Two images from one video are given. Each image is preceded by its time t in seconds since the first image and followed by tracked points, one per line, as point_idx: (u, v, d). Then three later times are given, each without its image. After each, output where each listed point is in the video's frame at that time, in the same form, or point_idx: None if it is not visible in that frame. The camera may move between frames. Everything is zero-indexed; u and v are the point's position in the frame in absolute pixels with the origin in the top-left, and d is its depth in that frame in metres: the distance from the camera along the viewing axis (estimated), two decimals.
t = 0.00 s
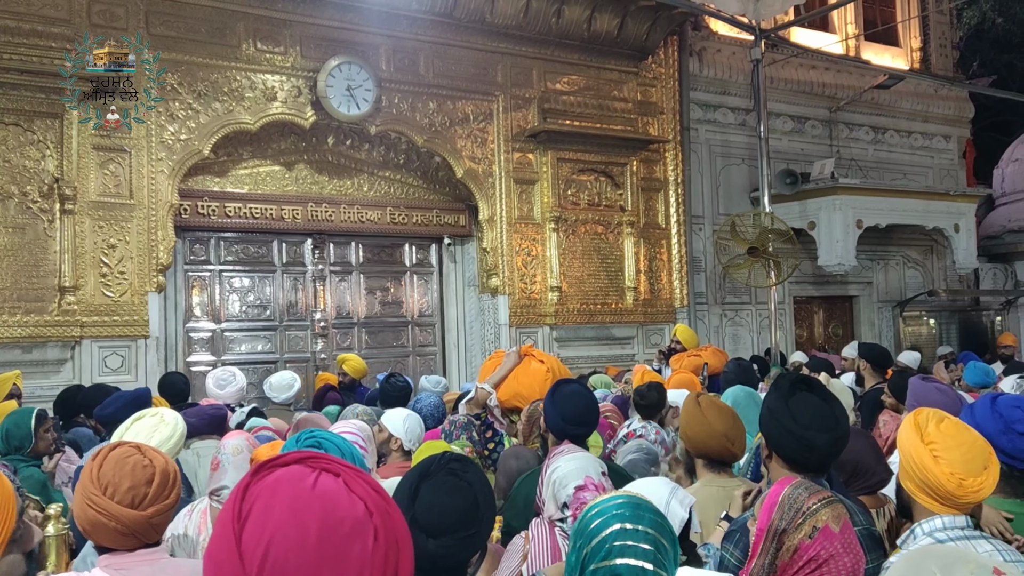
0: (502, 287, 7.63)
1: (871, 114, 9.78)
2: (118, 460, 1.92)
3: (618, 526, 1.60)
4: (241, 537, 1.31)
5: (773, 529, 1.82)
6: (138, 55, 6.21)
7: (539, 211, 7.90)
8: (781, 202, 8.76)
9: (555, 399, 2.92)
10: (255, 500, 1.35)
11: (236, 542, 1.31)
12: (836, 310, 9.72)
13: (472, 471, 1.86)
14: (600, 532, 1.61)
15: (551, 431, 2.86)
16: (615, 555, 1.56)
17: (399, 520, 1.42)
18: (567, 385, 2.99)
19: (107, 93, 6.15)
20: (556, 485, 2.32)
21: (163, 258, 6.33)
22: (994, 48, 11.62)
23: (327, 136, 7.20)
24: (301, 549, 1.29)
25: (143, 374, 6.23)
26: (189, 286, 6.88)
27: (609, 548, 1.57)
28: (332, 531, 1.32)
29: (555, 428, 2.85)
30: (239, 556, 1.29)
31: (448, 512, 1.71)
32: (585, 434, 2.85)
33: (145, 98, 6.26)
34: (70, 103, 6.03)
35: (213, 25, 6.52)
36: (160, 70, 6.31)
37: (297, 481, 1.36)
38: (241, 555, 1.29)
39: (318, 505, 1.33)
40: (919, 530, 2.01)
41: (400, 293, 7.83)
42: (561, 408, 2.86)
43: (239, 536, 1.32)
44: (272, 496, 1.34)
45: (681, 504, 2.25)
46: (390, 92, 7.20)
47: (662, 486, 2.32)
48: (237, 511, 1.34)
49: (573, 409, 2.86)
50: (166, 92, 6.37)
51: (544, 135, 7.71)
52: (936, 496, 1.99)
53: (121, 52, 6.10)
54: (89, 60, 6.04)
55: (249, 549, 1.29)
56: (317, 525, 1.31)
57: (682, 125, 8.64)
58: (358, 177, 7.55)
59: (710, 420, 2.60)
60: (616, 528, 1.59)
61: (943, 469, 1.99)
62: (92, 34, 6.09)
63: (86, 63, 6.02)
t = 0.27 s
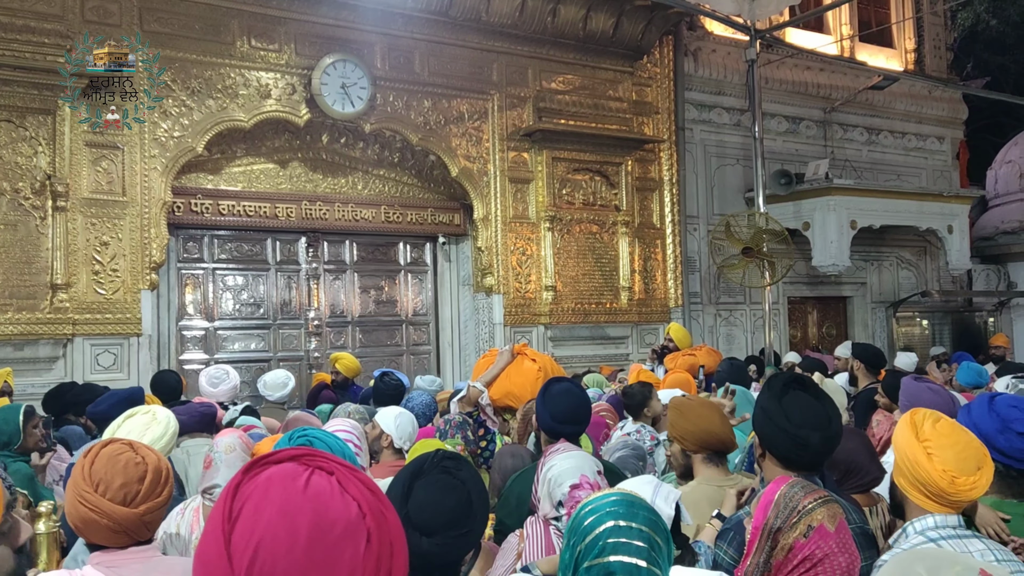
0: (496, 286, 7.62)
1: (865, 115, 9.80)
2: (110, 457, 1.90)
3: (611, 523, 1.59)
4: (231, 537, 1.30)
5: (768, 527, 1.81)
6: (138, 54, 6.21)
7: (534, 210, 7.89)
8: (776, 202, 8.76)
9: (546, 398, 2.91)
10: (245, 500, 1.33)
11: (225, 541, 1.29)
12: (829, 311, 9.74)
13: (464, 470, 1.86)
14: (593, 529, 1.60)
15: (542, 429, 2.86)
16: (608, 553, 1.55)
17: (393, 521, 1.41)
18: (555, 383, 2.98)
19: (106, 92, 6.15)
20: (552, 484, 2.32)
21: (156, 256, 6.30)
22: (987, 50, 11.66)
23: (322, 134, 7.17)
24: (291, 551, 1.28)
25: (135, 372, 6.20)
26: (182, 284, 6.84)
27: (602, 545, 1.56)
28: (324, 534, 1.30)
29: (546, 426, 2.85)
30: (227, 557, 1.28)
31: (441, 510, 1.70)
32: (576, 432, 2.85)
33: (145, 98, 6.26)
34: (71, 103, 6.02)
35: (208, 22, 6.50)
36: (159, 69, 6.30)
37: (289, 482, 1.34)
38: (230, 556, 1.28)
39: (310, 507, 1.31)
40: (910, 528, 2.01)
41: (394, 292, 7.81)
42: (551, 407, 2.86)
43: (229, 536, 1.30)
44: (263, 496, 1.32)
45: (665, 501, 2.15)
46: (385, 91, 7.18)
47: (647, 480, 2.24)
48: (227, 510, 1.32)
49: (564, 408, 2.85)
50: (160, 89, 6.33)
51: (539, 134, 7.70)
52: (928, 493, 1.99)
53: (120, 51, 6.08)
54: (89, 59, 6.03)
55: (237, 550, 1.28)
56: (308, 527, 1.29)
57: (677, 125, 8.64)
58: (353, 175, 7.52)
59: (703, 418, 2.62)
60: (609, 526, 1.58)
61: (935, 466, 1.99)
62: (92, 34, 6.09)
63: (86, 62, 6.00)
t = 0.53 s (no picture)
0: (489, 286, 7.62)
1: (857, 116, 9.84)
2: (98, 456, 1.89)
3: (599, 523, 1.59)
4: (224, 533, 1.29)
5: (757, 526, 1.82)
6: (138, 54, 6.20)
7: (526, 210, 7.89)
8: (768, 202, 8.78)
9: (532, 398, 2.92)
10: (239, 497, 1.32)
11: (218, 537, 1.28)
12: (821, 311, 9.77)
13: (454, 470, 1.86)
14: (581, 529, 1.60)
15: (528, 427, 2.87)
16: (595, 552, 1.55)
17: (388, 524, 1.40)
18: (543, 383, 2.98)
19: (105, 92, 6.15)
20: (545, 482, 2.33)
21: (147, 254, 6.28)
22: (978, 52, 11.71)
23: (314, 132, 7.16)
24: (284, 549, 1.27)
25: (126, 370, 6.17)
26: (173, 282, 6.82)
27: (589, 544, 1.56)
28: (317, 533, 1.29)
29: (533, 425, 2.86)
30: (219, 553, 1.27)
31: (432, 509, 1.70)
32: (563, 430, 2.85)
33: (145, 98, 6.26)
34: (70, 103, 6.03)
35: (200, 20, 6.47)
36: (160, 69, 6.31)
37: (285, 480, 1.33)
38: (222, 551, 1.27)
39: (305, 505, 1.31)
40: (901, 527, 2.00)
41: (387, 291, 7.80)
42: (538, 406, 2.87)
43: (222, 533, 1.29)
44: (257, 493, 1.32)
45: (649, 502, 2.15)
46: (378, 89, 7.17)
47: (630, 483, 2.25)
48: (221, 506, 1.32)
49: (550, 406, 2.85)
50: (152, 87, 6.31)
51: (532, 134, 7.70)
52: (913, 492, 2.00)
53: (120, 51, 6.08)
54: (89, 59, 6.02)
55: (229, 546, 1.27)
56: (302, 525, 1.28)
57: (669, 125, 8.65)
58: (345, 174, 7.51)
59: (692, 417, 2.65)
60: (597, 525, 1.59)
61: (919, 464, 2.01)
62: (92, 34, 6.08)
63: (86, 62, 6.00)
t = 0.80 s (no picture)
0: (482, 284, 7.62)
1: (848, 116, 9.87)
2: (88, 454, 1.88)
3: (587, 522, 1.59)
4: (217, 534, 1.29)
5: (745, 524, 1.84)
6: (138, 54, 6.21)
7: (519, 209, 7.89)
8: (760, 202, 8.80)
9: (519, 397, 2.93)
10: (233, 498, 1.32)
11: (211, 538, 1.28)
12: (812, 310, 9.80)
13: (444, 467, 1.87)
14: (569, 528, 1.60)
15: (517, 426, 2.89)
16: (583, 552, 1.56)
17: (383, 525, 1.39)
18: (533, 380, 2.99)
19: (106, 92, 6.16)
20: (537, 480, 2.31)
21: (138, 252, 6.26)
22: (969, 53, 11.76)
23: (307, 130, 7.14)
24: (277, 552, 1.27)
25: (116, 369, 6.16)
26: (165, 280, 6.80)
27: (578, 544, 1.57)
28: (311, 535, 1.29)
29: (520, 424, 2.88)
30: (212, 555, 1.27)
31: (423, 508, 1.70)
32: (548, 429, 2.86)
33: (145, 98, 6.27)
34: (69, 102, 6.03)
35: (192, 17, 6.45)
36: (160, 69, 6.32)
37: (279, 481, 1.33)
38: (215, 552, 1.27)
39: (299, 507, 1.30)
40: (889, 526, 2.00)
41: (379, 289, 7.79)
42: (525, 405, 2.88)
43: (215, 533, 1.29)
44: (251, 495, 1.31)
45: (636, 502, 2.18)
46: (371, 88, 7.16)
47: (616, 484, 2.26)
48: (214, 506, 1.31)
49: (536, 405, 2.87)
50: (144, 85, 6.28)
51: (525, 133, 7.71)
52: (896, 491, 2.02)
53: (120, 51, 6.08)
54: (89, 59, 6.02)
55: (223, 548, 1.27)
56: (296, 528, 1.28)
57: (662, 125, 8.67)
58: (338, 172, 7.49)
59: (682, 417, 2.65)
60: (585, 524, 1.59)
61: (900, 463, 2.03)
62: (92, 34, 6.08)
63: (86, 62, 6.01)
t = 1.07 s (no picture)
0: (475, 283, 7.62)
1: (841, 116, 9.89)
2: (78, 452, 1.87)
3: (578, 520, 1.59)
4: (213, 528, 1.28)
5: (734, 520, 1.84)
6: (138, 54, 6.22)
7: (513, 208, 7.88)
8: (753, 201, 8.81)
9: (508, 395, 2.94)
10: (231, 493, 1.31)
11: (207, 532, 1.27)
12: (805, 310, 9.82)
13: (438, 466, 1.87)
14: (560, 526, 1.60)
15: (506, 424, 2.89)
16: (575, 550, 1.56)
17: (380, 521, 1.38)
18: (522, 379, 2.99)
19: (107, 92, 6.16)
20: (532, 479, 2.31)
21: (130, 250, 6.23)
22: (961, 54, 11.81)
23: (300, 128, 7.12)
24: (274, 546, 1.26)
25: (108, 367, 6.13)
26: (157, 278, 6.78)
27: (569, 542, 1.57)
28: (308, 531, 1.28)
29: (509, 422, 2.88)
30: (208, 549, 1.26)
31: (417, 506, 1.69)
32: (537, 425, 2.85)
33: (144, 98, 6.28)
34: (69, 102, 6.03)
35: (185, 14, 6.43)
36: (160, 69, 6.32)
37: (277, 476, 1.32)
38: (211, 546, 1.26)
39: (297, 502, 1.29)
40: (880, 523, 2.00)
41: (372, 288, 7.78)
42: (514, 402, 2.89)
43: (212, 527, 1.28)
44: (248, 490, 1.30)
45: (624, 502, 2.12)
46: (364, 86, 7.15)
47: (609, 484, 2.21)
48: (212, 500, 1.30)
49: (525, 402, 2.87)
50: (136, 82, 6.26)
51: (518, 131, 7.71)
52: (886, 489, 2.02)
53: (120, 51, 6.09)
54: (89, 59, 6.03)
55: (219, 542, 1.26)
56: (293, 523, 1.27)
57: (656, 124, 8.67)
58: (331, 170, 7.48)
59: (673, 416, 2.65)
60: (576, 522, 1.59)
61: (890, 462, 2.04)
62: (92, 34, 6.08)
63: (86, 62, 6.01)
